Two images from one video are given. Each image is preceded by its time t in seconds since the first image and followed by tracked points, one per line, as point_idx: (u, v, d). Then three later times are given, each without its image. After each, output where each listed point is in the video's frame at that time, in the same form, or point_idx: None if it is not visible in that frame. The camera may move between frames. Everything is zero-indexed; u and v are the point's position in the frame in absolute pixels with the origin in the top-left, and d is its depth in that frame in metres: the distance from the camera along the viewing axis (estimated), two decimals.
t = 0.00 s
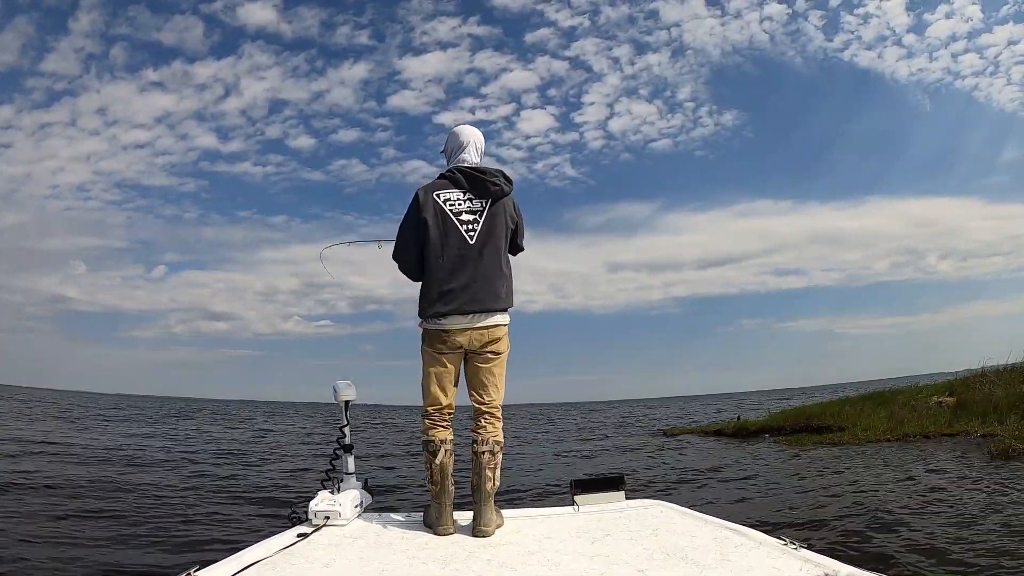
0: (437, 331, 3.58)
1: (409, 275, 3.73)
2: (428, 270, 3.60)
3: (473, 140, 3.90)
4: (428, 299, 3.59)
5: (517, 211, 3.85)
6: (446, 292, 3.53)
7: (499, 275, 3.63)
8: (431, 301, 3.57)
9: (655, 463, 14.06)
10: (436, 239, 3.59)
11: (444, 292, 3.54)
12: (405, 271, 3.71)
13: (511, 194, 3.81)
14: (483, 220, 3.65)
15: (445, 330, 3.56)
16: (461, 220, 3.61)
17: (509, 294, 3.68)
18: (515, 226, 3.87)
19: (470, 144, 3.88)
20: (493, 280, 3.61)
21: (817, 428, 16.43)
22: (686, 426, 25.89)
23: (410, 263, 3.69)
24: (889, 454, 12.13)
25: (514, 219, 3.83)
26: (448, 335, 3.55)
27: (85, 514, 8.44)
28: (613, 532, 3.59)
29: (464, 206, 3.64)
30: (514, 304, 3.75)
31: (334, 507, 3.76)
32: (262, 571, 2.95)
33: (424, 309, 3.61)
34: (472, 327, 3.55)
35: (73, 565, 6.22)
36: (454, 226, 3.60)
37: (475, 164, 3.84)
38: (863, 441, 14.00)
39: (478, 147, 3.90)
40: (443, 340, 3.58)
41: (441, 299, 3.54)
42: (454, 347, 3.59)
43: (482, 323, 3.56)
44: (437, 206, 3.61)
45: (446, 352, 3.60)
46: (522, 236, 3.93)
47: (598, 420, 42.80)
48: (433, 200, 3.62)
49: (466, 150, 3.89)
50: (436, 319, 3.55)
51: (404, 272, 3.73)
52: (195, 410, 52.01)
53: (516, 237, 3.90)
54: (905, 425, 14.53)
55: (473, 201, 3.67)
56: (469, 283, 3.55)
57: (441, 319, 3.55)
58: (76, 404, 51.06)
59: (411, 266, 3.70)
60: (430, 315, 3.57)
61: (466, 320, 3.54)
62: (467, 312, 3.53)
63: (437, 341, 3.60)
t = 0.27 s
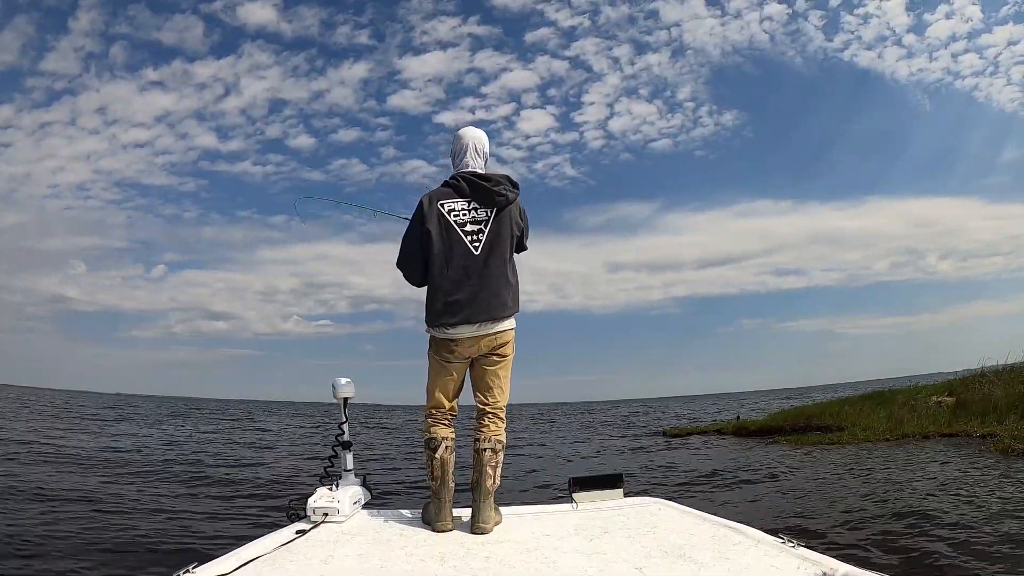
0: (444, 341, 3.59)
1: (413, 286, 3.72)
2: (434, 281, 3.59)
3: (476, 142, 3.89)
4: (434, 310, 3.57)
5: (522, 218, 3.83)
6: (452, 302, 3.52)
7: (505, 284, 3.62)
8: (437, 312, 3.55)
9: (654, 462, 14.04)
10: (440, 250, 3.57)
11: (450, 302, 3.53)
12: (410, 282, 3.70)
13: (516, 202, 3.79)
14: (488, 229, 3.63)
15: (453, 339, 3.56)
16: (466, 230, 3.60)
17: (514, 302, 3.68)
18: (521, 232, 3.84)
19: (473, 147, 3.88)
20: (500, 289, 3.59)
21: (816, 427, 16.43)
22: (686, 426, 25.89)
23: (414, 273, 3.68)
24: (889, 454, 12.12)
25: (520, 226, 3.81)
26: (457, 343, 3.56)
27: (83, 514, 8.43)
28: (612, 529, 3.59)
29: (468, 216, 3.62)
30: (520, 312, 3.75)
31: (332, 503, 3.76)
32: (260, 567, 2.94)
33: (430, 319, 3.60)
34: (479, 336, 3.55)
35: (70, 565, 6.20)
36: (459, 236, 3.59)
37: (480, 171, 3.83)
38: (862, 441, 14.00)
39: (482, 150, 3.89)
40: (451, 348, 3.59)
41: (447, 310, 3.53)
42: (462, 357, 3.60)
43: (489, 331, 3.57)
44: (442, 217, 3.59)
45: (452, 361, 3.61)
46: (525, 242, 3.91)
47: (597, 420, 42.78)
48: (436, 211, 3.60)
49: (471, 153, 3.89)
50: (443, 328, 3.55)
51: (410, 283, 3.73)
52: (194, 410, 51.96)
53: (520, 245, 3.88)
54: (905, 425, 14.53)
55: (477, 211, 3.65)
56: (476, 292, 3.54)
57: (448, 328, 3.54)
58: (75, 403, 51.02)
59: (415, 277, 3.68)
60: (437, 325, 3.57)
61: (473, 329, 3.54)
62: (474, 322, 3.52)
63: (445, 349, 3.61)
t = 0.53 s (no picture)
0: (446, 339, 3.59)
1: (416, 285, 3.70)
2: (437, 281, 3.58)
3: (478, 140, 3.88)
4: (437, 310, 3.57)
5: (525, 218, 3.84)
6: (456, 302, 3.52)
7: (508, 284, 3.62)
8: (440, 312, 3.55)
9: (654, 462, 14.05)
10: (444, 250, 3.57)
11: (454, 302, 3.52)
12: (412, 281, 3.69)
13: (519, 203, 3.79)
14: (492, 230, 3.63)
15: (456, 337, 3.55)
16: (470, 231, 3.60)
17: (517, 302, 3.68)
18: (524, 232, 3.84)
19: (476, 145, 3.87)
20: (503, 289, 3.59)
21: (815, 427, 16.44)
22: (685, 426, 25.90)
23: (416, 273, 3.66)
24: (889, 454, 12.13)
25: (522, 226, 3.82)
26: (459, 342, 3.55)
27: (83, 513, 8.41)
28: (609, 525, 3.59)
29: (472, 216, 3.62)
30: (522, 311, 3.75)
31: (331, 497, 3.75)
32: (258, 560, 2.94)
33: (433, 319, 3.59)
34: (481, 334, 3.55)
35: (69, 564, 6.19)
36: (463, 236, 3.59)
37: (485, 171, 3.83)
38: (862, 441, 14.01)
39: (485, 148, 3.88)
40: (454, 347, 3.58)
41: (451, 310, 3.52)
42: (464, 355, 3.60)
43: (492, 330, 3.57)
44: (446, 217, 3.59)
45: (453, 359, 3.61)
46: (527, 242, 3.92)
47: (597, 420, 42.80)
48: (441, 211, 3.59)
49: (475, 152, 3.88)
50: (446, 328, 3.54)
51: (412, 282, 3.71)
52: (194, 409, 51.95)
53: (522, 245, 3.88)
54: (904, 425, 14.55)
55: (481, 210, 3.65)
56: (479, 292, 3.53)
57: (451, 327, 3.54)
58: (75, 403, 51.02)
59: (418, 276, 3.67)
60: (439, 324, 3.57)
61: (477, 328, 3.54)
62: (477, 321, 3.51)
63: (447, 347, 3.61)
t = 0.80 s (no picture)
0: (446, 335, 3.59)
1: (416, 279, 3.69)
2: (439, 276, 3.57)
3: (480, 136, 3.87)
4: (438, 305, 3.57)
5: (526, 215, 3.83)
6: (457, 297, 3.51)
7: (509, 281, 3.63)
8: (441, 307, 3.54)
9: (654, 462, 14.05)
10: (447, 245, 3.56)
11: (455, 297, 3.52)
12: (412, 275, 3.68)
13: (522, 199, 3.79)
14: (495, 226, 3.62)
15: (456, 333, 3.55)
16: (473, 226, 3.59)
17: (517, 299, 3.69)
18: (524, 230, 3.84)
19: (479, 141, 3.86)
20: (504, 286, 3.59)
21: (815, 428, 16.45)
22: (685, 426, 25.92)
23: (418, 267, 3.65)
24: (889, 454, 12.13)
25: (523, 223, 3.82)
26: (459, 337, 3.55)
27: (83, 513, 8.40)
28: (609, 521, 3.59)
29: (475, 212, 3.62)
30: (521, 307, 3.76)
31: (330, 492, 3.76)
32: (258, 554, 2.94)
33: (433, 314, 3.59)
34: (481, 330, 3.55)
35: (70, 565, 6.19)
36: (466, 232, 3.58)
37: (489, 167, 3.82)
38: (861, 442, 14.03)
39: (489, 144, 3.87)
40: (454, 341, 3.58)
41: (452, 305, 3.52)
42: (463, 350, 3.60)
43: (493, 326, 3.57)
44: (451, 213, 3.58)
45: (452, 355, 3.61)
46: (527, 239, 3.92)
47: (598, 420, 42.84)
48: (445, 207, 3.58)
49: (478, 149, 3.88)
50: (446, 323, 3.55)
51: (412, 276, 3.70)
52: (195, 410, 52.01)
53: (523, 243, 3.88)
54: (904, 425, 14.55)
55: (484, 207, 3.64)
56: (481, 288, 3.54)
57: (451, 323, 3.54)
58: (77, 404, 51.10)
59: (419, 270, 3.66)
60: (439, 319, 3.57)
61: (477, 324, 3.54)
62: (478, 317, 3.52)
63: (446, 342, 3.61)
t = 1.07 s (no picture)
0: (446, 331, 3.59)
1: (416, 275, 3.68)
2: (440, 271, 3.57)
3: (482, 132, 3.87)
4: (439, 300, 3.56)
5: (526, 211, 3.84)
6: (458, 293, 3.51)
7: (509, 278, 3.64)
8: (443, 303, 3.54)
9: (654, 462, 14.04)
10: (449, 240, 3.55)
11: (456, 293, 3.52)
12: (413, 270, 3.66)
13: (523, 196, 3.80)
14: (497, 222, 3.63)
15: (457, 329, 3.55)
16: (476, 222, 3.59)
17: (517, 296, 3.69)
18: (524, 226, 3.85)
19: (480, 137, 3.85)
20: (504, 282, 3.60)
21: (815, 428, 16.45)
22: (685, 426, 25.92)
23: (419, 262, 3.64)
24: (889, 455, 12.13)
25: (523, 220, 3.83)
26: (460, 334, 3.55)
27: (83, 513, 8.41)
28: (610, 519, 3.59)
29: (478, 207, 3.62)
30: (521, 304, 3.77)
31: (331, 491, 3.76)
32: (260, 554, 2.94)
33: (434, 310, 3.59)
34: (482, 327, 3.55)
35: (71, 565, 6.20)
36: (468, 228, 3.58)
37: (491, 164, 3.82)
38: (861, 442, 14.03)
39: (491, 141, 3.87)
40: (454, 338, 3.58)
41: (453, 301, 3.51)
42: (463, 348, 3.60)
43: (493, 322, 3.57)
44: (453, 208, 3.58)
45: (452, 353, 3.61)
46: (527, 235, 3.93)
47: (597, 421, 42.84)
48: (448, 201, 3.58)
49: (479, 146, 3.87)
50: (447, 319, 3.54)
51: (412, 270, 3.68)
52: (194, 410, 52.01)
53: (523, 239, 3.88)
54: (904, 426, 14.55)
55: (486, 202, 3.64)
56: (482, 284, 3.54)
57: (452, 319, 3.53)
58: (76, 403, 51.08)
59: (420, 265, 3.65)
60: (440, 315, 3.56)
61: (478, 321, 3.54)
62: (479, 314, 3.52)
63: (447, 339, 3.60)
